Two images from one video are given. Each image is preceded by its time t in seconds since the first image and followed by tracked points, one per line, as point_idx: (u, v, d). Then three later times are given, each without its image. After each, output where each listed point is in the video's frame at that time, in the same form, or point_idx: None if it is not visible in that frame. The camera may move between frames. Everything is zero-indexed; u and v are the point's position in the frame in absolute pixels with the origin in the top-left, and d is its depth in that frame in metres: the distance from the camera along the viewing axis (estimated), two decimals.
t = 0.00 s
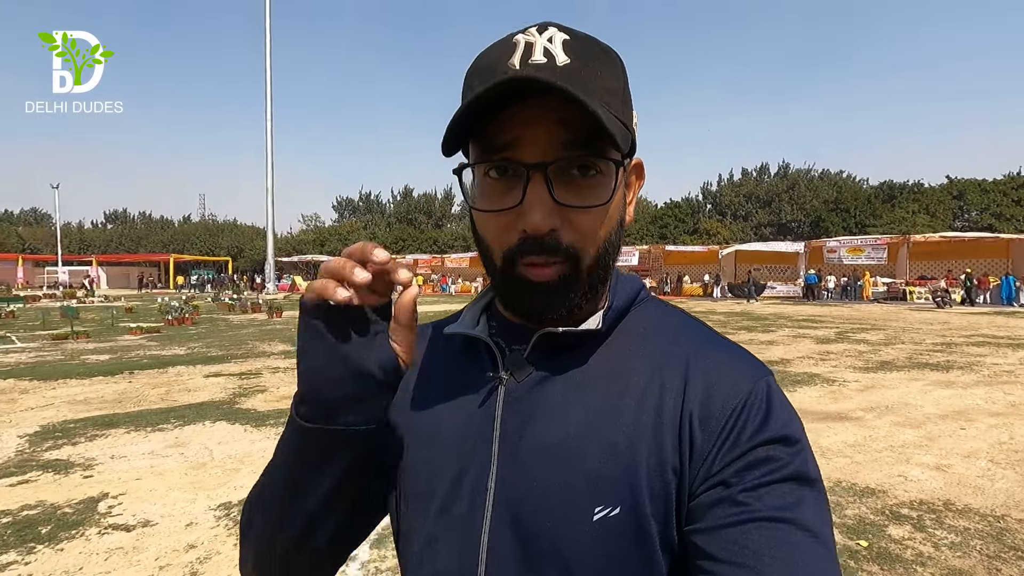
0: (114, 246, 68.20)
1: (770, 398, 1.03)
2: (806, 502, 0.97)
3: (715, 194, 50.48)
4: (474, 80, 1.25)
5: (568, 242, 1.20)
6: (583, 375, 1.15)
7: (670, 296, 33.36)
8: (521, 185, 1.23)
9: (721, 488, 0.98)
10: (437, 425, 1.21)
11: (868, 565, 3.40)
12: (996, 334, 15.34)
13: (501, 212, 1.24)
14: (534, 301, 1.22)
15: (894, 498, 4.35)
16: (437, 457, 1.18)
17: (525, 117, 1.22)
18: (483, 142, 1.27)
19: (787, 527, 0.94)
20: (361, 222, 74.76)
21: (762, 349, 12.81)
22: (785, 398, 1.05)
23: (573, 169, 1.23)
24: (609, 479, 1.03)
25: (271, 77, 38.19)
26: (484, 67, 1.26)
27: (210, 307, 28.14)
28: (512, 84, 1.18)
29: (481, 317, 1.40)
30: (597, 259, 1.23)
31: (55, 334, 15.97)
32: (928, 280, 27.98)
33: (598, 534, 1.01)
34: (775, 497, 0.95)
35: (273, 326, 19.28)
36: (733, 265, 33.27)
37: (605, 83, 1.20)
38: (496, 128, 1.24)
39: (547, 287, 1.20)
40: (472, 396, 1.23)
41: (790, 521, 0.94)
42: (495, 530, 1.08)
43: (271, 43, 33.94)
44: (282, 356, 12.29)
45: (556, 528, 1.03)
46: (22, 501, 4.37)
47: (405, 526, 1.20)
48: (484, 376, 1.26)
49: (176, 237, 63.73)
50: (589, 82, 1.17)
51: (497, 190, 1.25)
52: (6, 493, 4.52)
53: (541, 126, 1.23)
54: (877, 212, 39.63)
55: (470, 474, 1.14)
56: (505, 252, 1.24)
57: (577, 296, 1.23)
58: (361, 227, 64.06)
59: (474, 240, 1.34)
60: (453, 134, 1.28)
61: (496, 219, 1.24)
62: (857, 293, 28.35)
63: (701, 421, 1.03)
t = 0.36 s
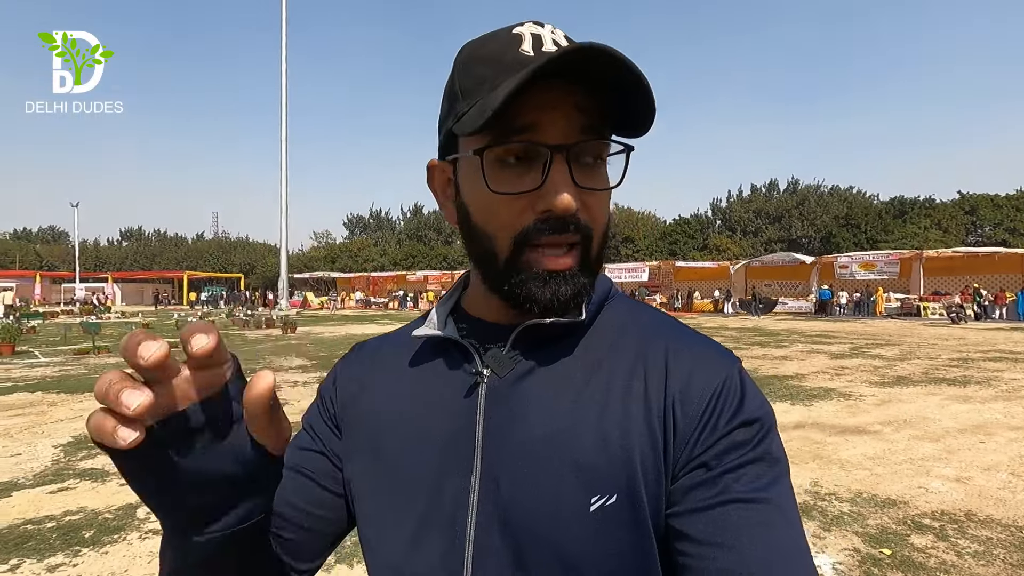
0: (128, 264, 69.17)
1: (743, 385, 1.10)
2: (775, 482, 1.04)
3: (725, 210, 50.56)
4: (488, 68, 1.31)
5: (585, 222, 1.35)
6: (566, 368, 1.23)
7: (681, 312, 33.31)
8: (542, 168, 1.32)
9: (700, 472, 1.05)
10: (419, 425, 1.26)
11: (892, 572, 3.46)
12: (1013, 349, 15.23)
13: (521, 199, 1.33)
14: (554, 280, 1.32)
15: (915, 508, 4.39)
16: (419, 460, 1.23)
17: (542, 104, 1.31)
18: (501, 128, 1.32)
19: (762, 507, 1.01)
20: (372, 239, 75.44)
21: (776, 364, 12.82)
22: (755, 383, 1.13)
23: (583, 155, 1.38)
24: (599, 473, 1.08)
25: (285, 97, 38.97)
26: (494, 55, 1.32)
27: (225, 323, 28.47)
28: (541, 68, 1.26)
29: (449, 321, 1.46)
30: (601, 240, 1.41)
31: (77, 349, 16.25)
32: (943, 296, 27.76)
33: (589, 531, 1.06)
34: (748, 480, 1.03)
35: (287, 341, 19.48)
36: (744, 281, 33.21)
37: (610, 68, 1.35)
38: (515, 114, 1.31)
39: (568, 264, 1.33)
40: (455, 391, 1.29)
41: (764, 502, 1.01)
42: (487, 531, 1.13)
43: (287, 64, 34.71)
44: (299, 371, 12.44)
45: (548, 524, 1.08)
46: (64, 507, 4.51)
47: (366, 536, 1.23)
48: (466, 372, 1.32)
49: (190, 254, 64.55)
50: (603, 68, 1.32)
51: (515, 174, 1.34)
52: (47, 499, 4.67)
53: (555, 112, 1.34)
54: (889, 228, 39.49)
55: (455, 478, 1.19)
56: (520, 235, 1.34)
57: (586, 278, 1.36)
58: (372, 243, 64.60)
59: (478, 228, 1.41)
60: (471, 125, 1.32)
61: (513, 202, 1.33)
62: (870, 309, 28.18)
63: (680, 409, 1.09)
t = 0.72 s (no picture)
0: (137, 272, 69.74)
1: (725, 379, 1.17)
2: (756, 472, 1.10)
3: (731, 218, 50.61)
4: (444, 55, 1.30)
5: (549, 213, 1.31)
6: (551, 369, 1.25)
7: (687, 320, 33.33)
8: (498, 157, 1.30)
9: (687, 465, 1.10)
10: (403, 426, 1.26)
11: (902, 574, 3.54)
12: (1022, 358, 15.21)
13: (475, 192, 1.31)
14: (513, 273, 1.30)
15: (925, 513, 4.47)
16: (404, 462, 1.22)
17: (498, 91, 1.30)
18: (456, 118, 1.31)
19: (745, 498, 1.07)
20: (378, 247, 75.88)
21: (784, 372, 12.85)
22: (735, 378, 1.20)
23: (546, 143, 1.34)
24: (591, 472, 1.11)
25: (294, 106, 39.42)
26: (449, 44, 1.31)
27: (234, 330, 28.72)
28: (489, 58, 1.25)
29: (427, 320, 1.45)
30: (571, 231, 1.37)
31: (92, 356, 16.51)
32: (951, 304, 27.66)
33: (581, 531, 1.08)
34: (731, 471, 1.08)
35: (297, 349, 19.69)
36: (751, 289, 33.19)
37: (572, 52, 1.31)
38: (471, 103, 1.30)
39: (530, 258, 1.30)
40: (436, 393, 1.29)
41: (745, 493, 1.07)
42: (477, 534, 1.14)
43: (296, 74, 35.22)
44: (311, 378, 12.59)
45: (540, 522, 1.10)
46: (93, 508, 4.65)
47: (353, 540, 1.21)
48: (448, 378, 1.30)
49: (198, 262, 65.10)
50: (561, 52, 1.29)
51: (470, 164, 1.31)
52: (77, 501, 4.82)
53: (513, 99, 1.32)
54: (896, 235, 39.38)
55: (440, 479, 1.20)
56: (480, 228, 1.31)
57: (552, 273, 1.34)
58: (379, 251, 65.04)
59: (439, 222, 1.39)
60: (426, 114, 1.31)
61: (470, 194, 1.31)
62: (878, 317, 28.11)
63: (665, 404, 1.14)
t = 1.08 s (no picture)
0: (138, 273, 70.12)
1: (775, 412, 1.09)
2: (801, 512, 1.01)
3: (730, 218, 50.90)
4: (478, 89, 1.24)
5: (578, 250, 1.21)
6: (596, 383, 1.17)
7: (687, 320, 33.59)
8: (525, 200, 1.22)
9: (727, 494, 1.02)
10: (442, 432, 1.17)
11: (888, 558, 3.76)
12: (1017, 357, 15.42)
13: (505, 228, 1.23)
14: (539, 315, 1.22)
15: (912, 503, 4.68)
16: (441, 474, 1.14)
17: (530, 127, 1.20)
18: (487, 153, 1.25)
19: (786, 536, 0.98)
20: (379, 247, 76.32)
21: (781, 370, 13.06)
22: (786, 413, 1.11)
23: (579, 180, 1.23)
24: (627, 489, 1.04)
25: (296, 107, 39.73)
26: (482, 79, 1.24)
27: (238, 331, 28.99)
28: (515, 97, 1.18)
29: (475, 322, 1.36)
30: (608, 265, 1.25)
31: (100, 356, 16.82)
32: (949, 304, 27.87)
33: (609, 557, 1.01)
34: (775, 507, 0.99)
35: (302, 349, 19.91)
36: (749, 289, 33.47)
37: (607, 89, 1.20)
38: (502, 140, 1.23)
39: (554, 298, 1.20)
40: (478, 402, 1.20)
41: (788, 532, 0.98)
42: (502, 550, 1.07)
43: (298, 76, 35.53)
44: (317, 377, 12.84)
45: (568, 540, 1.03)
46: (117, 500, 4.87)
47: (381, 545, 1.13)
48: (497, 380, 1.23)
49: (200, 263, 65.55)
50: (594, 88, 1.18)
51: (500, 203, 1.24)
52: (102, 493, 5.03)
53: (545, 133, 1.21)
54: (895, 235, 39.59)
55: (472, 493, 1.11)
56: (509, 264, 1.23)
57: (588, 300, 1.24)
58: (380, 251, 65.44)
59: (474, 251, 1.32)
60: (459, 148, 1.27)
61: (499, 232, 1.24)
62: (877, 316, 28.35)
63: (709, 430, 1.07)
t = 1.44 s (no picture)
0: (136, 278, 70.04)
1: (810, 445, 1.22)
2: (833, 543, 1.14)
3: (727, 221, 51.17)
4: (523, 112, 1.38)
5: (614, 269, 1.32)
6: (636, 410, 1.27)
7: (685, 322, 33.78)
8: (565, 216, 1.35)
9: (758, 524, 1.16)
10: (486, 454, 1.27)
11: (874, 554, 3.93)
12: (1011, 358, 15.61)
13: (545, 242, 1.35)
14: (573, 326, 1.32)
15: (900, 502, 4.86)
16: (489, 488, 1.23)
17: (572, 148, 1.35)
18: (529, 172, 1.40)
19: (814, 566, 1.11)
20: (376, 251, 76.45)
21: (777, 373, 13.24)
22: (821, 445, 1.24)
23: (618, 200, 1.36)
24: (668, 517, 1.14)
25: (294, 113, 39.94)
26: (529, 100, 1.38)
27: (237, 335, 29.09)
28: (557, 115, 1.32)
29: (511, 345, 1.46)
30: (643, 286, 1.35)
31: (101, 361, 16.93)
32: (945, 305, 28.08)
33: None
34: (807, 539, 1.13)
35: (302, 353, 20.04)
36: (747, 292, 33.68)
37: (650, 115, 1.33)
38: (545, 159, 1.38)
39: (590, 313, 1.31)
40: (521, 419, 1.30)
41: (816, 563, 1.11)
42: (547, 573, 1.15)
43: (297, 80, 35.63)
44: (318, 381, 12.99)
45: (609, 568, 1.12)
46: (130, 503, 5.01)
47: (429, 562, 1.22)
48: (531, 405, 1.33)
49: (198, 267, 65.59)
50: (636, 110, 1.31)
51: (541, 220, 1.37)
52: (115, 496, 5.18)
53: (587, 155, 1.36)
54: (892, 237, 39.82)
55: (515, 511, 1.21)
56: (547, 279, 1.35)
57: (622, 321, 1.33)
58: (377, 255, 65.56)
59: (514, 267, 1.45)
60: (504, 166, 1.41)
61: (539, 246, 1.36)
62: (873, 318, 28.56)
63: (746, 460, 1.20)
